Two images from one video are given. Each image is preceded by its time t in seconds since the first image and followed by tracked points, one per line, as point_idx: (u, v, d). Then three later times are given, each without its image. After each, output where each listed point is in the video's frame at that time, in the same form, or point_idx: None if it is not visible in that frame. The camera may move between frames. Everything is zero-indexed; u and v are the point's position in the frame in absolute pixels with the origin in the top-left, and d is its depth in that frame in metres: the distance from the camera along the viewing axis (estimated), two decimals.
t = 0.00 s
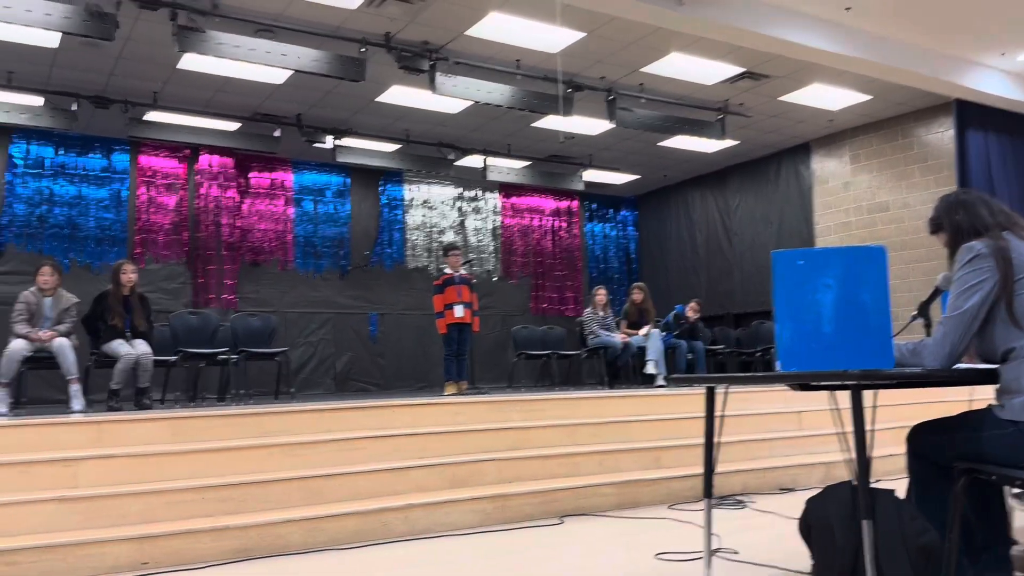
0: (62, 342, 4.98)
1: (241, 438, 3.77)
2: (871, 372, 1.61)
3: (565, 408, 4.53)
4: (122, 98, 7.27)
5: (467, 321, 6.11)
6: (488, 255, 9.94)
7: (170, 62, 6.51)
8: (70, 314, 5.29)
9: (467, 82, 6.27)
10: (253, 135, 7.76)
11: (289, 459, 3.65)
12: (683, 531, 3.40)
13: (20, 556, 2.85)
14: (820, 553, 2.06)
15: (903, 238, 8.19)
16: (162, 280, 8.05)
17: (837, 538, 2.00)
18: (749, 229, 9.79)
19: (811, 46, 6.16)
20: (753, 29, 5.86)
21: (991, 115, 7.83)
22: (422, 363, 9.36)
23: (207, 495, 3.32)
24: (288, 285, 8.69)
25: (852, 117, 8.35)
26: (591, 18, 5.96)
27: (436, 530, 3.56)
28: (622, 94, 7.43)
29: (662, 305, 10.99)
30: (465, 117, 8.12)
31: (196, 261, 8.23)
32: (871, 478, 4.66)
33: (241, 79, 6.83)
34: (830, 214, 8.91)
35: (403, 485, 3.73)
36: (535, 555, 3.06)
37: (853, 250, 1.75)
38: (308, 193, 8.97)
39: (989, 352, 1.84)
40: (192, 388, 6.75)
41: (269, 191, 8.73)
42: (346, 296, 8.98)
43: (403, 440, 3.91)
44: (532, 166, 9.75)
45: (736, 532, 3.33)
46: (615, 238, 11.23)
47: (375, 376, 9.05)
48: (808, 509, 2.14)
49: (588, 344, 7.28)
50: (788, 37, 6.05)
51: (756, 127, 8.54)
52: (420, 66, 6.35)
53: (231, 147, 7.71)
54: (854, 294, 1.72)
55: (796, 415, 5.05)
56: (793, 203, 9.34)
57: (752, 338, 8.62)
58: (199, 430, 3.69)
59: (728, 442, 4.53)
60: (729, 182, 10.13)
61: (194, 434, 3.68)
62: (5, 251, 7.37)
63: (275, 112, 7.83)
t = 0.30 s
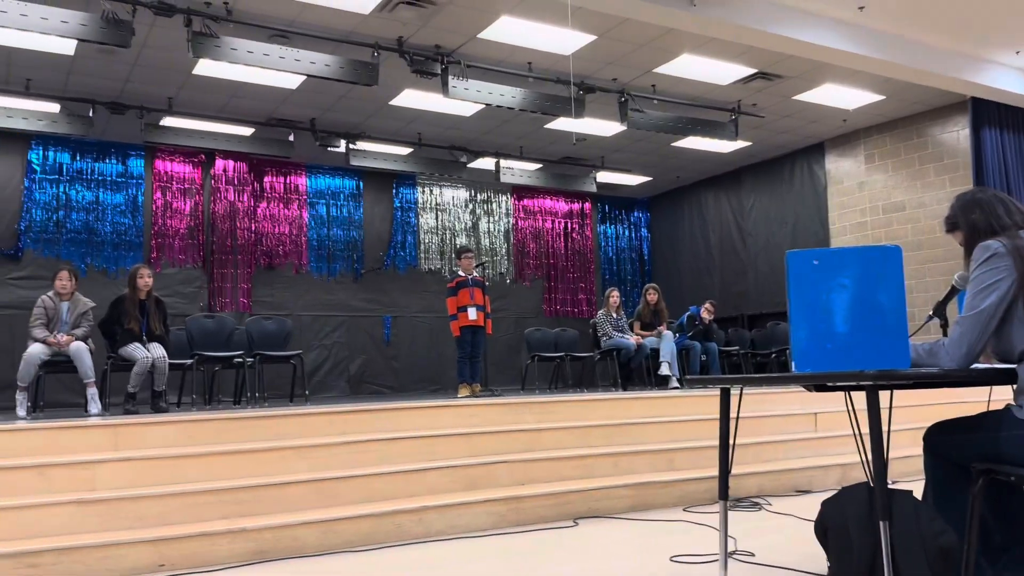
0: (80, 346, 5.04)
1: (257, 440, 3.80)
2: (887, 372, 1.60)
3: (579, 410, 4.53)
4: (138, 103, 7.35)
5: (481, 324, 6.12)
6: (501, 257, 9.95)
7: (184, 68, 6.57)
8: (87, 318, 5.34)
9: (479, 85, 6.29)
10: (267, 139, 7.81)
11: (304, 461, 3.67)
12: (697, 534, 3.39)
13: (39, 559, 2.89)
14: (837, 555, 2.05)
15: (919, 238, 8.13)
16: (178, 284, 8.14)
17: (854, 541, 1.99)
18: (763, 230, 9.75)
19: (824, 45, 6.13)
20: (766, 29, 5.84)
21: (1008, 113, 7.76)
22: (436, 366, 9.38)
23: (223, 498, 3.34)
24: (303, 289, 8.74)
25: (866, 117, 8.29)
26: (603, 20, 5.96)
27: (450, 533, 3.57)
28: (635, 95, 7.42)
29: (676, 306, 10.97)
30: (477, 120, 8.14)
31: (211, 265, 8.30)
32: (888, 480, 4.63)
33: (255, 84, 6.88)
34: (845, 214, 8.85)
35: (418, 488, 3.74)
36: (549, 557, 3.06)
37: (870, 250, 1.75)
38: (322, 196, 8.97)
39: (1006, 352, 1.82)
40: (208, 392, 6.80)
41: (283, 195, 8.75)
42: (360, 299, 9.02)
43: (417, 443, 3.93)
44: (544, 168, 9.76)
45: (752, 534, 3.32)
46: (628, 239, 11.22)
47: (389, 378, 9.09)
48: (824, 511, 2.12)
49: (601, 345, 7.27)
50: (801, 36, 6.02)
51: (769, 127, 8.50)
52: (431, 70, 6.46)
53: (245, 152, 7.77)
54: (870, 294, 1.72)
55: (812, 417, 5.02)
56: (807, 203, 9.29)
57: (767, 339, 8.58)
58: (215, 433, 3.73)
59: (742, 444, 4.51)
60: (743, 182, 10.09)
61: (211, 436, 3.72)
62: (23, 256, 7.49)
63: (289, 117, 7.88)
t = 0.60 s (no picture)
0: (100, 353, 5.10)
1: (275, 445, 3.83)
2: (907, 374, 1.59)
3: (595, 414, 4.52)
4: (156, 112, 7.44)
5: (497, 328, 6.13)
6: (516, 261, 9.96)
7: (202, 77, 6.65)
8: (107, 325, 5.41)
9: (493, 89, 6.31)
10: (284, 146, 7.87)
11: (322, 466, 3.69)
12: (715, 538, 3.38)
13: (61, 564, 2.92)
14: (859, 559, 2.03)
15: (938, 238, 8.05)
16: (197, 291, 8.22)
17: (874, 545, 1.97)
18: (781, 232, 9.69)
19: (840, 45, 6.09)
20: (780, 30, 5.81)
21: None
22: (452, 370, 9.41)
23: (242, 503, 3.37)
24: (320, 294, 8.80)
25: (884, 117, 8.23)
26: (616, 23, 5.96)
27: (468, 537, 3.58)
28: (650, 98, 7.41)
29: (692, 309, 10.92)
30: (492, 125, 8.16)
31: (229, 271, 8.37)
32: (909, 483, 4.58)
33: (272, 91, 6.95)
34: (863, 215, 8.78)
35: (435, 492, 3.76)
36: (568, 562, 3.06)
37: (888, 251, 1.74)
38: (339, 202, 9.03)
39: None
40: (227, 398, 6.86)
41: (300, 201, 8.82)
42: (376, 304, 9.07)
43: (435, 447, 3.95)
44: (559, 172, 9.77)
45: (771, 538, 3.30)
46: (644, 242, 11.19)
47: (407, 383, 9.12)
48: (845, 514, 2.10)
49: (618, 349, 7.26)
50: (817, 37, 5.99)
51: (785, 128, 8.45)
52: (447, 75, 6.35)
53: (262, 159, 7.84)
54: (889, 296, 1.71)
55: (831, 419, 4.98)
56: (824, 204, 9.23)
57: (785, 342, 8.53)
58: (234, 438, 3.76)
59: (761, 448, 4.49)
60: (760, 184, 10.03)
61: (230, 441, 3.75)
62: (44, 264, 7.60)
63: (305, 124, 7.95)
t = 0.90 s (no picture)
0: (118, 359, 5.16)
1: (292, 450, 3.85)
2: (927, 376, 1.58)
3: (612, 418, 4.52)
4: (173, 119, 7.52)
5: (512, 332, 6.13)
6: (531, 265, 9.97)
7: (218, 84, 6.72)
8: (125, 331, 5.47)
9: (507, 93, 6.32)
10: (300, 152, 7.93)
11: (339, 470, 3.71)
12: (733, 542, 3.36)
13: (80, 568, 2.95)
14: (878, 564, 2.00)
15: (957, 239, 7.97)
16: (214, 296, 8.29)
17: (894, 549, 1.95)
18: (797, 234, 9.62)
19: (856, 46, 6.05)
20: (795, 31, 5.78)
21: None
22: (468, 375, 9.43)
23: (259, 508, 3.39)
24: (336, 298, 8.84)
25: (901, 117, 8.16)
26: (629, 26, 5.95)
27: (484, 541, 3.58)
28: (664, 100, 7.39)
29: (708, 312, 10.87)
30: (506, 129, 8.18)
31: (246, 276, 8.44)
32: (929, 487, 4.53)
33: (287, 98, 7.00)
34: (880, 216, 8.70)
35: (451, 496, 3.76)
36: (585, 566, 3.06)
37: (907, 252, 1.72)
38: (354, 207, 9.08)
39: None
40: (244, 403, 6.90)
41: (315, 207, 8.88)
42: (391, 309, 9.11)
43: (452, 451, 3.96)
44: (574, 176, 9.77)
45: (790, 542, 3.27)
46: (659, 245, 11.16)
47: (422, 387, 9.15)
48: (863, 518, 2.07)
49: (633, 352, 7.24)
50: (832, 37, 5.95)
51: (800, 129, 8.40)
52: (460, 80, 6.47)
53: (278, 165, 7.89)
54: (907, 297, 1.70)
55: (849, 423, 4.94)
56: (841, 206, 9.16)
57: (803, 344, 8.46)
58: (252, 443, 3.79)
59: (778, 451, 4.46)
60: (776, 186, 9.98)
61: (247, 446, 3.78)
62: (63, 271, 7.69)
63: (321, 130, 8.00)
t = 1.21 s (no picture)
0: (133, 365, 5.20)
1: (305, 456, 3.87)
2: (942, 380, 1.57)
3: (625, 423, 4.51)
4: (186, 127, 7.58)
5: (524, 337, 6.13)
6: (543, 270, 9.97)
7: (230, 91, 6.77)
8: (140, 337, 5.51)
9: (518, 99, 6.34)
10: (312, 159, 7.97)
11: (352, 476, 3.72)
12: (747, 548, 3.34)
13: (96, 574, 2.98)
14: (895, 570, 1.98)
15: (972, 242, 7.91)
16: (228, 303, 8.34)
17: (911, 555, 1.92)
18: (811, 237, 9.58)
19: (868, 48, 6.03)
20: (806, 33, 5.77)
21: None
22: (480, 380, 9.44)
23: (272, 514, 3.41)
24: (349, 304, 8.87)
25: (914, 119, 8.11)
26: (640, 31, 5.96)
27: (497, 547, 3.58)
28: (675, 104, 7.38)
29: (721, 316, 10.83)
30: (517, 134, 8.19)
31: (259, 282, 8.49)
32: (946, 491, 4.49)
33: (299, 105, 7.05)
34: (894, 219, 8.64)
35: (464, 501, 3.76)
36: (599, 571, 3.05)
37: (922, 254, 1.72)
38: (366, 213, 9.12)
39: None
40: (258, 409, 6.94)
41: (328, 213, 8.92)
42: (403, 314, 9.13)
43: (465, 456, 3.96)
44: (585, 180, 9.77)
45: (804, 547, 3.25)
46: (671, 249, 11.14)
47: (435, 393, 9.17)
48: (880, 523, 2.06)
49: (646, 357, 7.22)
50: (843, 40, 5.93)
51: (812, 132, 8.37)
52: (472, 85, 6.43)
53: (291, 172, 7.94)
54: (922, 300, 1.69)
55: (864, 427, 4.91)
56: (854, 209, 9.11)
57: (817, 348, 8.41)
58: (265, 449, 3.82)
59: (792, 456, 4.43)
60: (789, 189, 9.93)
61: (260, 452, 3.80)
62: (78, 278, 7.77)
63: (332, 136, 8.05)
